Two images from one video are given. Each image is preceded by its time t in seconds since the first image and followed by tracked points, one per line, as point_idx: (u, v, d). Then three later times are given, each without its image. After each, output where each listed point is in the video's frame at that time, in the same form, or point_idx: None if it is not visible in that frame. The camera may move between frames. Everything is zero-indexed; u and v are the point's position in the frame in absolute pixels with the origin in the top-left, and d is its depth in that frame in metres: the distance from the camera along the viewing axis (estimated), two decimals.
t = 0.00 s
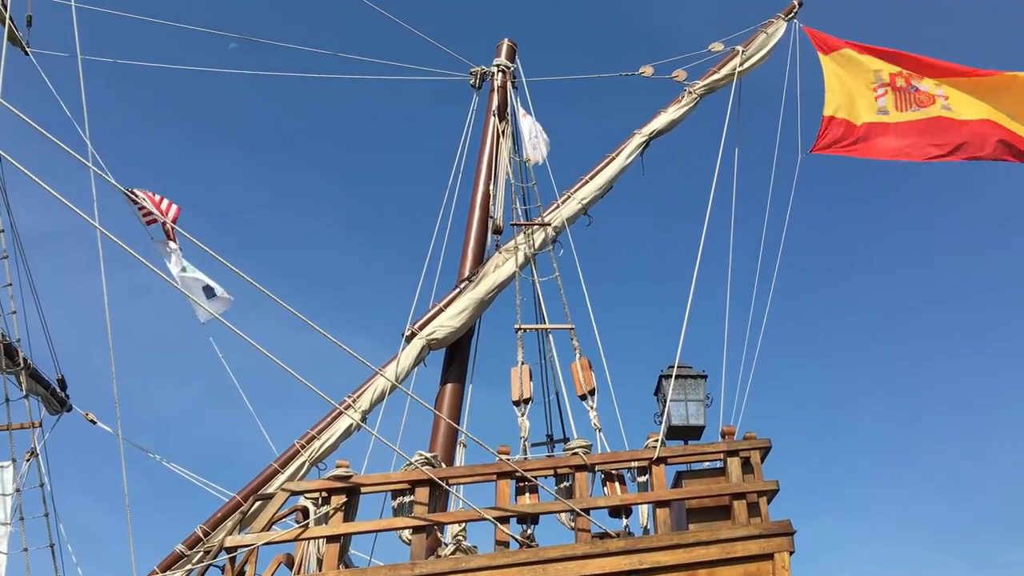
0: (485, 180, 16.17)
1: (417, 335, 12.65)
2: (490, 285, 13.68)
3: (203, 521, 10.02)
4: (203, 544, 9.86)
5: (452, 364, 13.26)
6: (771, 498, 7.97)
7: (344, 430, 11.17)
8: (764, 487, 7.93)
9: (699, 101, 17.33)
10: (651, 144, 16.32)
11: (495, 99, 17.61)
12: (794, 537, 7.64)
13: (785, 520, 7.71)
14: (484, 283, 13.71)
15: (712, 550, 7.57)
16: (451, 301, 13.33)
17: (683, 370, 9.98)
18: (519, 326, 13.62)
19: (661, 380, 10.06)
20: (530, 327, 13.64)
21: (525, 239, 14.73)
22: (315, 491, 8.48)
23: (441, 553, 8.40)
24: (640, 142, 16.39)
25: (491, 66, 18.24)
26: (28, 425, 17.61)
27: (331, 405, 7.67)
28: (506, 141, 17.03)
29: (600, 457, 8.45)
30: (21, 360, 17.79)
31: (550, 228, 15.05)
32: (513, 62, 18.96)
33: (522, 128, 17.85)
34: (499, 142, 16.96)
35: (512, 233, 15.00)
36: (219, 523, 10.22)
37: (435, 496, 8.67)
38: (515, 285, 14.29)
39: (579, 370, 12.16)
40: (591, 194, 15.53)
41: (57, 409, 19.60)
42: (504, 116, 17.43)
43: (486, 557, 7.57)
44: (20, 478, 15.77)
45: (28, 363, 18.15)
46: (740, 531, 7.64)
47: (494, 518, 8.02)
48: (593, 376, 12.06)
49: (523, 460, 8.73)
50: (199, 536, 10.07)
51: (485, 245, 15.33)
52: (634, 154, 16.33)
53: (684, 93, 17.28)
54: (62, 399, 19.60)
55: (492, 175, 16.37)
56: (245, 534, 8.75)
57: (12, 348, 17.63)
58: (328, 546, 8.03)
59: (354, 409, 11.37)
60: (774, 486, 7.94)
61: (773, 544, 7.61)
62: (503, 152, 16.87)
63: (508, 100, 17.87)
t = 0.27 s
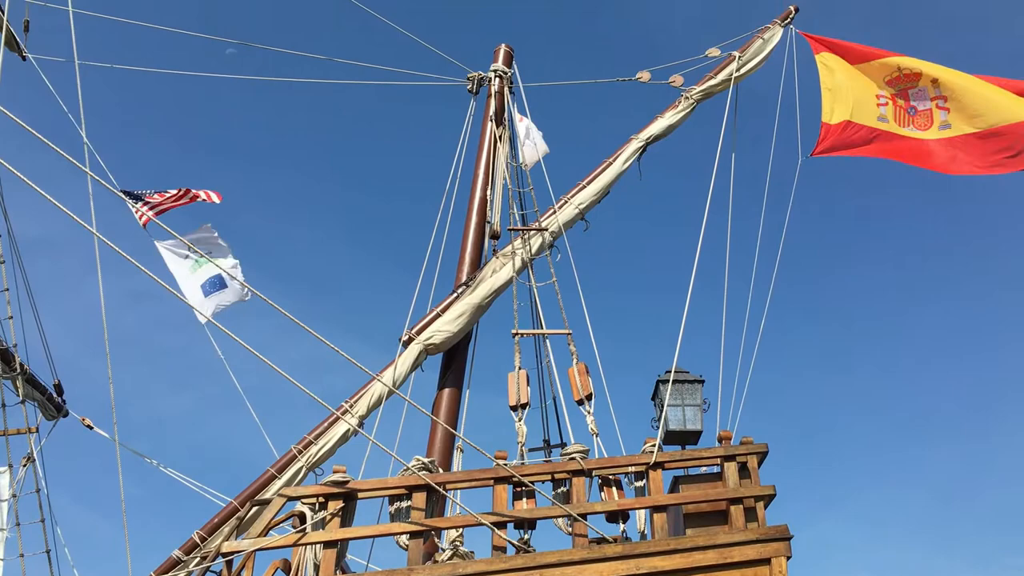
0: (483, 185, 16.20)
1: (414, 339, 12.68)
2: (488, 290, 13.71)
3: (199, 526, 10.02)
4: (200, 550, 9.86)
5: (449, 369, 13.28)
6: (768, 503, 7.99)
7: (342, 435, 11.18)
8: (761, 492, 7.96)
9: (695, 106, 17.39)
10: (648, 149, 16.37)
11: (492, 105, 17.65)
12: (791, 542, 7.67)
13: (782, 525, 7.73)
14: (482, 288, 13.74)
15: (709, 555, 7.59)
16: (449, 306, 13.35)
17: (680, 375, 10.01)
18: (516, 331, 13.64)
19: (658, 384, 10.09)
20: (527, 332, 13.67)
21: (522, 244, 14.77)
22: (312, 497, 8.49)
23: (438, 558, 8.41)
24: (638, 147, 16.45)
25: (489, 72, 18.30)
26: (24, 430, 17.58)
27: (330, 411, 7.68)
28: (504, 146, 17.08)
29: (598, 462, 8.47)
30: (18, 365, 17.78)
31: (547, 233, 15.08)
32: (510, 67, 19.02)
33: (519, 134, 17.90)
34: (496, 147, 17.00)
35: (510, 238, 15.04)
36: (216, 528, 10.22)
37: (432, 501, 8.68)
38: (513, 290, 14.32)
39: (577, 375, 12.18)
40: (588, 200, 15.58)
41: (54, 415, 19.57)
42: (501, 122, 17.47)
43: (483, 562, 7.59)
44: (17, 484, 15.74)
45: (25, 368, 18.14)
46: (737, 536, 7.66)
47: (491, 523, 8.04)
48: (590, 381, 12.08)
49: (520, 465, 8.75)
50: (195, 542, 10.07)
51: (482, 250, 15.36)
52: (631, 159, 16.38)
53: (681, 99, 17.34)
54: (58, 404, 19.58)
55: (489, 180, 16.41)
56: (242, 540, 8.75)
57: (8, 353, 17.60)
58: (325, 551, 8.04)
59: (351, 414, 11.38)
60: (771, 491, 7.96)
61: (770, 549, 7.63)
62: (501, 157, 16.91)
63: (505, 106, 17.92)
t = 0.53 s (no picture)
0: (482, 189, 16.21)
1: (414, 343, 12.67)
2: (487, 294, 13.70)
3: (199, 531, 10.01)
4: (199, 554, 9.84)
5: (449, 373, 13.27)
6: (769, 507, 7.98)
7: (342, 439, 11.17)
8: (761, 496, 7.95)
9: (695, 110, 17.41)
10: (648, 152, 16.38)
11: (492, 109, 17.67)
12: (791, 546, 7.65)
13: (783, 529, 7.72)
14: (482, 292, 13.74)
15: (710, 559, 7.57)
16: (449, 310, 13.35)
17: (680, 378, 10.00)
18: (516, 335, 13.64)
19: (658, 388, 10.08)
20: (527, 336, 13.66)
21: (522, 248, 14.77)
22: (312, 501, 8.47)
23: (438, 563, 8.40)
24: (637, 151, 16.46)
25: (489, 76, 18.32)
26: (24, 435, 17.56)
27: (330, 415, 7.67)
28: (503, 150, 17.09)
29: (598, 466, 8.46)
30: (17, 370, 17.77)
31: (547, 237, 15.08)
32: (510, 71, 19.04)
33: (519, 138, 17.92)
34: (496, 151, 17.01)
35: (510, 242, 15.04)
36: (215, 533, 10.20)
37: (432, 505, 8.67)
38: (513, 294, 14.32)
39: (577, 379, 12.17)
40: (588, 203, 15.58)
41: (53, 419, 19.55)
42: (501, 125, 17.49)
43: (483, 567, 7.57)
44: (16, 488, 15.72)
45: (24, 372, 18.13)
46: (737, 540, 7.65)
47: (491, 527, 8.03)
48: (591, 385, 12.08)
49: (520, 469, 8.74)
50: (195, 546, 10.05)
51: (482, 253, 15.36)
52: (631, 163, 16.39)
53: (680, 103, 17.36)
54: (58, 409, 19.56)
55: (489, 184, 16.41)
56: (241, 544, 8.73)
57: (8, 357, 17.60)
58: (325, 555, 8.02)
59: (351, 418, 11.37)
60: (772, 495, 7.95)
61: (771, 553, 7.62)
62: (500, 161, 16.92)
63: (505, 109, 17.94)
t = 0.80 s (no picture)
0: (484, 192, 16.22)
1: (417, 346, 12.68)
2: (489, 297, 13.71)
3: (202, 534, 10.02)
4: (203, 558, 9.85)
5: (452, 376, 13.28)
6: (772, 510, 7.97)
7: (344, 443, 11.18)
8: (764, 499, 7.94)
9: (696, 112, 17.42)
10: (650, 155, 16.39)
11: (493, 112, 17.69)
12: (794, 549, 7.65)
13: (786, 532, 7.72)
14: (484, 295, 13.75)
15: (713, 562, 7.57)
16: (451, 313, 13.36)
17: (683, 381, 10.00)
18: (518, 338, 13.64)
19: (661, 391, 10.08)
20: (529, 339, 13.66)
21: (524, 251, 14.79)
22: (315, 504, 8.48)
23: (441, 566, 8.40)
24: (639, 154, 16.47)
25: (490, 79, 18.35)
26: (27, 439, 17.58)
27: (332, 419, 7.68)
28: (505, 153, 17.11)
29: (601, 469, 8.46)
30: (20, 374, 17.81)
31: (549, 240, 15.10)
32: (511, 74, 19.06)
33: (521, 141, 17.94)
34: (498, 154, 17.03)
35: (512, 245, 15.05)
36: (219, 536, 10.21)
37: (435, 509, 8.67)
38: (515, 297, 14.33)
39: (579, 382, 12.17)
40: (590, 206, 15.59)
41: (56, 423, 19.59)
42: (502, 129, 17.51)
43: (486, 570, 7.57)
44: (19, 492, 15.74)
45: (27, 377, 18.17)
46: (740, 543, 7.65)
47: (494, 530, 8.03)
48: (593, 388, 12.08)
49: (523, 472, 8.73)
50: (198, 550, 10.06)
51: (484, 256, 15.37)
52: (633, 166, 16.40)
53: (682, 105, 17.38)
54: (60, 413, 19.59)
55: (491, 187, 16.43)
56: (244, 548, 8.73)
57: (11, 362, 17.63)
58: (328, 559, 8.03)
59: (354, 422, 11.38)
60: (775, 497, 7.94)
61: (774, 556, 7.61)
62: (502, 164, 16.94)
63: (506, 113, 17.96)
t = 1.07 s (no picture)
0: (485, 192, 16.22)
1: (418, 347, 12.68)
2: (490, 297, 13.71)
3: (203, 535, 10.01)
4: (204, 559, 9.85)
5: (453, 376, 13.27)
6: (773, 509, 7.97)
7: (346, 443, 11.18)
8: (766, 498, 7.94)
9: (697, 111, 17.41)
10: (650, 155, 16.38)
11: (494, 112, 17.68)
12: (797, 548, 7.64)
13: (788, 531, 7.71)
14: (485, 295, 13.74)
15: (715, 561, 7.56)
16: (452, 313, 13.36)
17: (684, 380, 9.99)
18: (519, 338, 13.63)
19: (662, 390, 10.07)
20: (530, 339, 13.65)
21: (525, 251, 14.78)
22: (316, 505, 8.47)
23: (443, 567, 8.39)
24: (639, 153, 16.46)
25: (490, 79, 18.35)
26: (28, 441, 17.58)
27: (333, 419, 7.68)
28: (505, 153, 17.10)
29: (603, 469, 8.45)
30: (21, 376, 17.82)
31: (549, 240, 15.09)
32: (511, 74, 19.06)
33: (521, 140, 17.94)
34: (499, 154, 17.02)
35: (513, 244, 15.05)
36: (220, 537, 10.21)
37: (436, 509, 8.67)
38: (516, 297, 14.33)
39: (580, 381, 12.16)
40: (590, 206, 15.58)
41: (57, 425, 19.60)
42: (503, 129, 17.50)
43: (488, 570, 7.55)
44: (21, 494, 15.75)
45: (28, 378, 18.17)
46: (742, 542, 7.64)
47: (496, 530, 8.02)
48: (594, 388, 12.07)
49: (524, 472, 8.73)
50: (199, 551, 10.06)
51: (485, 256, 15.37)
52: (633, 165, 16.39)
53: (682, 105, 17.37)
54: (62, 414, 19.60)
55: (491, 187, 16.42)
56: (246, 549, 8.73)
57: (12, 363, 17.64)
58: (330, 559, 8.03)
59: (355, 422, 11.37)
60: (777, 497, 7.94)
61: (776, 555, 7.61)
62: (502, 164, 16.93)
63: (507, 113, 17.95)
